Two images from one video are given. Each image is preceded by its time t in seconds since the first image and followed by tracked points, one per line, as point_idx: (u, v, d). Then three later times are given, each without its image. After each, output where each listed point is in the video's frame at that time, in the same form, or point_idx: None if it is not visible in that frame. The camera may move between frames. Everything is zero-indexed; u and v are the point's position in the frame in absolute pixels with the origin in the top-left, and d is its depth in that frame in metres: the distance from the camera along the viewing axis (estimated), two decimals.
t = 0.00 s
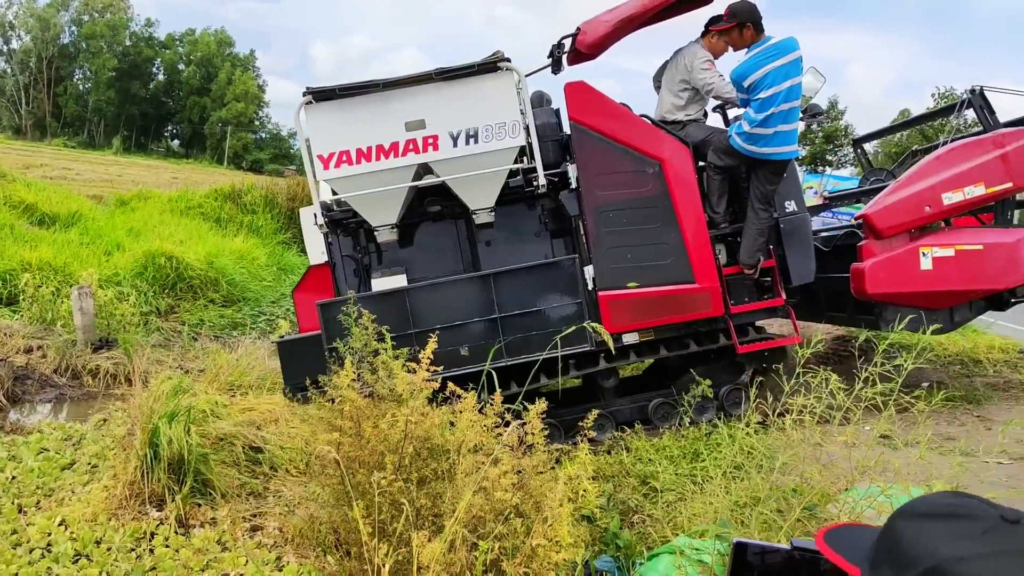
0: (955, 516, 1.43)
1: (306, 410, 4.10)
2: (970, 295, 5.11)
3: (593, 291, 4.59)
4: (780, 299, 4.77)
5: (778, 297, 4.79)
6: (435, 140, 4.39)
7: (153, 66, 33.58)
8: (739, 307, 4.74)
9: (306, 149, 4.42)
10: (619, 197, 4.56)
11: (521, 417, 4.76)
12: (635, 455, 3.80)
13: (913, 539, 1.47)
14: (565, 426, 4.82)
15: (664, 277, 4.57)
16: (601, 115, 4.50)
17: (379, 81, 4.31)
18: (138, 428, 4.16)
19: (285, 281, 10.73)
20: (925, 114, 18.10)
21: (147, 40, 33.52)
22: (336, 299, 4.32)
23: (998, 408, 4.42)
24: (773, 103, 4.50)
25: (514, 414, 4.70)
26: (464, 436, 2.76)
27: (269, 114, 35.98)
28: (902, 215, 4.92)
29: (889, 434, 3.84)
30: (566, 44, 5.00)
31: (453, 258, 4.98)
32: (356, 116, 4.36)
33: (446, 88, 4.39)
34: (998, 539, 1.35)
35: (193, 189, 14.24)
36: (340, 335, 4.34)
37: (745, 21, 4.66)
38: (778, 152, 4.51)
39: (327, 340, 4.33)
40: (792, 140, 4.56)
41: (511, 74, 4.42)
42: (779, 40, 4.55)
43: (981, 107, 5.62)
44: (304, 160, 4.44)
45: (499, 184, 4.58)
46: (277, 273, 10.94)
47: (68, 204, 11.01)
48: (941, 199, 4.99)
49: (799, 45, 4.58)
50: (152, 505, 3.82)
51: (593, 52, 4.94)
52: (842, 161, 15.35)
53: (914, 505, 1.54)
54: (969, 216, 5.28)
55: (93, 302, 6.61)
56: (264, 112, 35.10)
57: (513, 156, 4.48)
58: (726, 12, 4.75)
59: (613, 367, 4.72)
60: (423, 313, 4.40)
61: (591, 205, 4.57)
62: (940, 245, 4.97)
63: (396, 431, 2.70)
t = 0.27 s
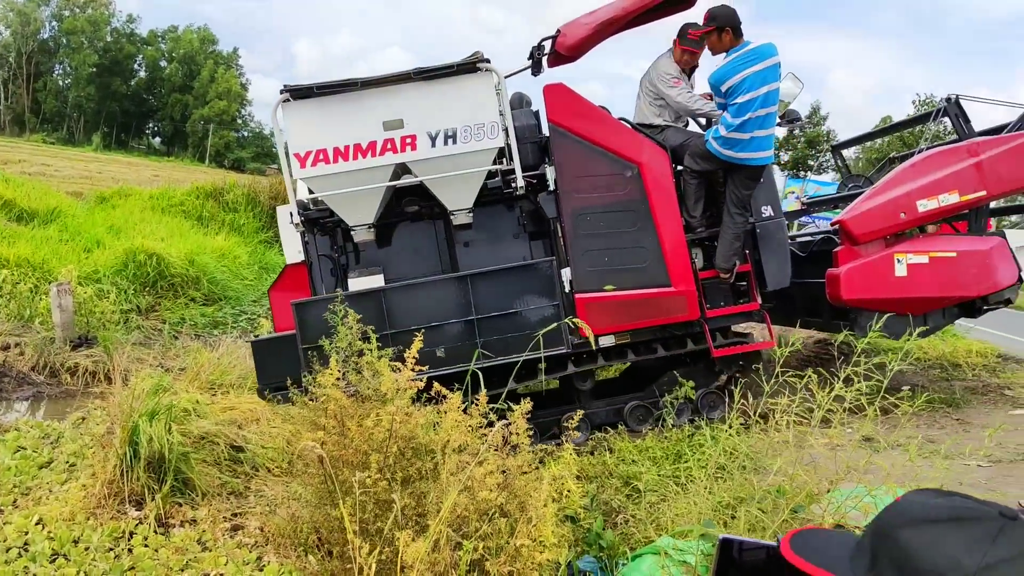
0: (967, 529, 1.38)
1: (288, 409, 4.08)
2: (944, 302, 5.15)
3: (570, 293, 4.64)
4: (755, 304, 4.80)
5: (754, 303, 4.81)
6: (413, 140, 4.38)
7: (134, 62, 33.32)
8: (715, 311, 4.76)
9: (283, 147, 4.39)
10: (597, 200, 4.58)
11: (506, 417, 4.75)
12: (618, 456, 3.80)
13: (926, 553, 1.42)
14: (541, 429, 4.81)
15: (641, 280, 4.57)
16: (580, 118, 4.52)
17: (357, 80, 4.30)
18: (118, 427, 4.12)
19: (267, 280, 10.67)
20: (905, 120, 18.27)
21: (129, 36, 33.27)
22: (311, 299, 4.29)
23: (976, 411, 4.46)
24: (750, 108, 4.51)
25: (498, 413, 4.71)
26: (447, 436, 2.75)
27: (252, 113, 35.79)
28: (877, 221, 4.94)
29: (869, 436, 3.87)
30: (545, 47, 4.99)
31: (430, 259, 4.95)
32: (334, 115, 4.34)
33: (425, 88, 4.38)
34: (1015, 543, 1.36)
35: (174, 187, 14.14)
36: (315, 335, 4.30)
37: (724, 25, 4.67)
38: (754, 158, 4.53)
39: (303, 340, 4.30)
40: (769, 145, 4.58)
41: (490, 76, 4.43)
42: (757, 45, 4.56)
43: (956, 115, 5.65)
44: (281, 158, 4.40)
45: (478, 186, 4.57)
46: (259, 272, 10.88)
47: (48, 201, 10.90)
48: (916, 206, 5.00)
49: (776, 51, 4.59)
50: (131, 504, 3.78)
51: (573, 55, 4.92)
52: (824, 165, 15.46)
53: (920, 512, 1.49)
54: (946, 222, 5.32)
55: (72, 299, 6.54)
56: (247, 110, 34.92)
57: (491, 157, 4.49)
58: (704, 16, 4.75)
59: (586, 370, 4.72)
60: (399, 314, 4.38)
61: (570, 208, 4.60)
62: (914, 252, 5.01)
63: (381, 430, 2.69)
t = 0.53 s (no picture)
0: (968, 534, 1.31)
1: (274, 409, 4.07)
2: (921, 308, 5.19)
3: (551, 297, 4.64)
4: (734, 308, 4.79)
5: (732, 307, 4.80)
6: (395, 142, 4.38)
7: (118, 59, 33.10)
8: (695, 315, 4.77)
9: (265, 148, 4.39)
10: (578, 204, 4.59)
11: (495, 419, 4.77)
12: (604, 458, 3.82)
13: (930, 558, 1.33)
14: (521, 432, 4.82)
15: (621, 284, 4.59)
16: (560, 122, 4.53)
17: (340, 82, 4.30)
18: (103, 425, 4.09)
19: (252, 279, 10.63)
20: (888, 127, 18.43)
21: (114, 32, 33.06)
22: (290, 301, 4.30)
23: (958, 416, 4.51)
24: (730, 116, 4.54)
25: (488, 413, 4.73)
26: (437, 436, 2.76)
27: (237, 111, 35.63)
28: (855, 227, 5.01)
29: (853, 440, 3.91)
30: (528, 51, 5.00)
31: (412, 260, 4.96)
32: (316, 116, 4.35)
33: (407, 91, 4.39)
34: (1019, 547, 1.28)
35: (159, 184, 14.06)
36: (295, 337, 4.32)
37: (707, 32, 4.70)
38: (735, 164, 4.55)
39: (284, 341, 4.31)
40: (750, 152, 4.60)
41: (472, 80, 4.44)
42: (738, 52, 4.58)
43: (934, 124, 5.70)
44: (263, 158, 4.40)
45: (460, 188, 4.58)
46: (244, 270, 10.83)
47: (31, 197, 10.81)
48: (894, 213, 5.05)
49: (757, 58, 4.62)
50: (116, 503, 3.76)
51: (555, 59, 4.98)
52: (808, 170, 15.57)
53: (924, 513, 1.42)
54: (926, 228, 5.38)
55: (56, 297, 6.50)
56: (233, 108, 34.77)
57: (472, 161, 4.49)
58: (688, 23, 4.78)
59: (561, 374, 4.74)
60: (379, 317, 4.39)
61: (550, 212, 4.60)
62: (892, 259, 5.05)
63: (371, 431, 2.69)
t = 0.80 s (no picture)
0: (982, 528, 1.29)
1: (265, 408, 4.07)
2: (902, 315, 5.23)
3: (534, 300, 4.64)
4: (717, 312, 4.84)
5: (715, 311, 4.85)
6: (382, 143, 4.38)
7: (107, 56, 32.94)
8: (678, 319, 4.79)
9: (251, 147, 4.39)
10: (563, 208, 4.59)
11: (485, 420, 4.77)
12: (596, 459, 3.83)
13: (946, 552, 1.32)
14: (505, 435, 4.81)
15: (604, 288, 4.61)
16: (547, 125, 4.53)
17: (327, 83, 4.30)
18: (92, 424, 4.08)
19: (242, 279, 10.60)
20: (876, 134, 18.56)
21: (102, 30, 32.92)
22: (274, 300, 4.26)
23: (946, 420, 4.56)
24: (717, 122, 4.58)
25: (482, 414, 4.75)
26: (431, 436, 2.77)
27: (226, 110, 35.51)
28: (839, 234, 5.03)
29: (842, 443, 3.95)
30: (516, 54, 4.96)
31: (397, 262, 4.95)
32: (303, 116, 4.34)
33: (394, 92, 4.40)
34: None
35: (147, 183, 14.00)
36: (278, 338, 4.28)
37: (696, 38, 4.71)
38: (722, 170, 4.59)
39: (267, 341, 4.27)
40: (737, 158, 4.64)
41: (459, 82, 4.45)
42: (725, 60, 4.63)
43: (917, 133, 5.75)
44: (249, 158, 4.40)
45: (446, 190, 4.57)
46: (233, 270, 10.80)
47: (18, 194, 10.75)
48: (877, 220, 5.09)
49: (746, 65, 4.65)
50: (106, 502, 3.75)
51: (542, 63, 4.90)
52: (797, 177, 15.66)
53: (941, 510, 1.41)
54: (911, 236, 5.43)
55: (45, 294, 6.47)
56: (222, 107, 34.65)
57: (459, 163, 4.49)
58: (677, 28, 4.78)
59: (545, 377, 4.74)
60: (363, 318, 4.37)
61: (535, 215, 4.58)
62: (874, 266, 5.09)
63: (365, 430, 2.69)
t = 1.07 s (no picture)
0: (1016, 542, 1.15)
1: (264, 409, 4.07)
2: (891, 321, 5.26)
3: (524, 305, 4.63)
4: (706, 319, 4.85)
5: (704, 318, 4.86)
6: (373, 147, 4.38)
7: (102, 55, 32.88)
8: (668, 326, 4.80)
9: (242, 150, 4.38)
10: (555, 213, 4.58)
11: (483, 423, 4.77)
12: (594, 463, 3.84)
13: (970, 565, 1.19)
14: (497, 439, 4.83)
15: (595, 293, 4.60)
16: (539, 131, 4.51)
17: (319, 86, 4.31)
18: (90, 424, 4.08)
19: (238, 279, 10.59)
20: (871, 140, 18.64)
21: (98, 29, 32.87)
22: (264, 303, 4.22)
23: (942, 427, 4.58)
24: (711, 130, 4.58)
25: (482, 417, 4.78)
26: (429, 439, 2.78)
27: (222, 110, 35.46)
28: (830, 242, 5.03)
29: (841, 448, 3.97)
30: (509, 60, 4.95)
31: (389, 265, 4.94)
32: (295, 119, 4.34)
33: (386, 96, 4.40)
34: None
35: (143, 183, 13.99)
36: (268, 340, 4.23)
37: (691, 47, 4.76)
38: (714, 178, 4.61)
39: (257, 344, 4.23)
40: (728, 166, 4.66)
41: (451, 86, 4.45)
42: (719, 68, 4.66)
43: (908, 141, 5.75)
44: (240, 160, 4.40)
45: (437, 194, 4.58)
46: (229, 270, 10.79)
47: (14, 192, 10.74)
48: (867, 228, 5.09)
49: (739, 73, 4.69)
50: (103, 502, 3.74)
51: (535, 68, 4.92)
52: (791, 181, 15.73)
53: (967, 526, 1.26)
54: (902, 243, 5.45)
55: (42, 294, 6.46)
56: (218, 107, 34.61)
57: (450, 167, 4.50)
58: (671, 37, 4.83)
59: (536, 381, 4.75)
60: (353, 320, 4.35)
61: (526, 220, 4.58)
62: (864, 273, 5.11)
63: (365, 433, 2.70)
